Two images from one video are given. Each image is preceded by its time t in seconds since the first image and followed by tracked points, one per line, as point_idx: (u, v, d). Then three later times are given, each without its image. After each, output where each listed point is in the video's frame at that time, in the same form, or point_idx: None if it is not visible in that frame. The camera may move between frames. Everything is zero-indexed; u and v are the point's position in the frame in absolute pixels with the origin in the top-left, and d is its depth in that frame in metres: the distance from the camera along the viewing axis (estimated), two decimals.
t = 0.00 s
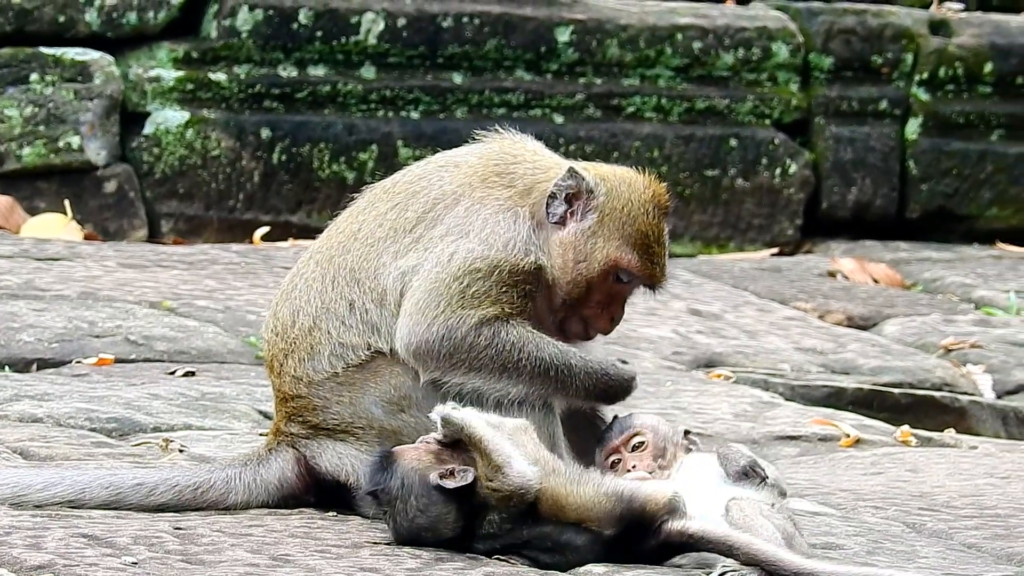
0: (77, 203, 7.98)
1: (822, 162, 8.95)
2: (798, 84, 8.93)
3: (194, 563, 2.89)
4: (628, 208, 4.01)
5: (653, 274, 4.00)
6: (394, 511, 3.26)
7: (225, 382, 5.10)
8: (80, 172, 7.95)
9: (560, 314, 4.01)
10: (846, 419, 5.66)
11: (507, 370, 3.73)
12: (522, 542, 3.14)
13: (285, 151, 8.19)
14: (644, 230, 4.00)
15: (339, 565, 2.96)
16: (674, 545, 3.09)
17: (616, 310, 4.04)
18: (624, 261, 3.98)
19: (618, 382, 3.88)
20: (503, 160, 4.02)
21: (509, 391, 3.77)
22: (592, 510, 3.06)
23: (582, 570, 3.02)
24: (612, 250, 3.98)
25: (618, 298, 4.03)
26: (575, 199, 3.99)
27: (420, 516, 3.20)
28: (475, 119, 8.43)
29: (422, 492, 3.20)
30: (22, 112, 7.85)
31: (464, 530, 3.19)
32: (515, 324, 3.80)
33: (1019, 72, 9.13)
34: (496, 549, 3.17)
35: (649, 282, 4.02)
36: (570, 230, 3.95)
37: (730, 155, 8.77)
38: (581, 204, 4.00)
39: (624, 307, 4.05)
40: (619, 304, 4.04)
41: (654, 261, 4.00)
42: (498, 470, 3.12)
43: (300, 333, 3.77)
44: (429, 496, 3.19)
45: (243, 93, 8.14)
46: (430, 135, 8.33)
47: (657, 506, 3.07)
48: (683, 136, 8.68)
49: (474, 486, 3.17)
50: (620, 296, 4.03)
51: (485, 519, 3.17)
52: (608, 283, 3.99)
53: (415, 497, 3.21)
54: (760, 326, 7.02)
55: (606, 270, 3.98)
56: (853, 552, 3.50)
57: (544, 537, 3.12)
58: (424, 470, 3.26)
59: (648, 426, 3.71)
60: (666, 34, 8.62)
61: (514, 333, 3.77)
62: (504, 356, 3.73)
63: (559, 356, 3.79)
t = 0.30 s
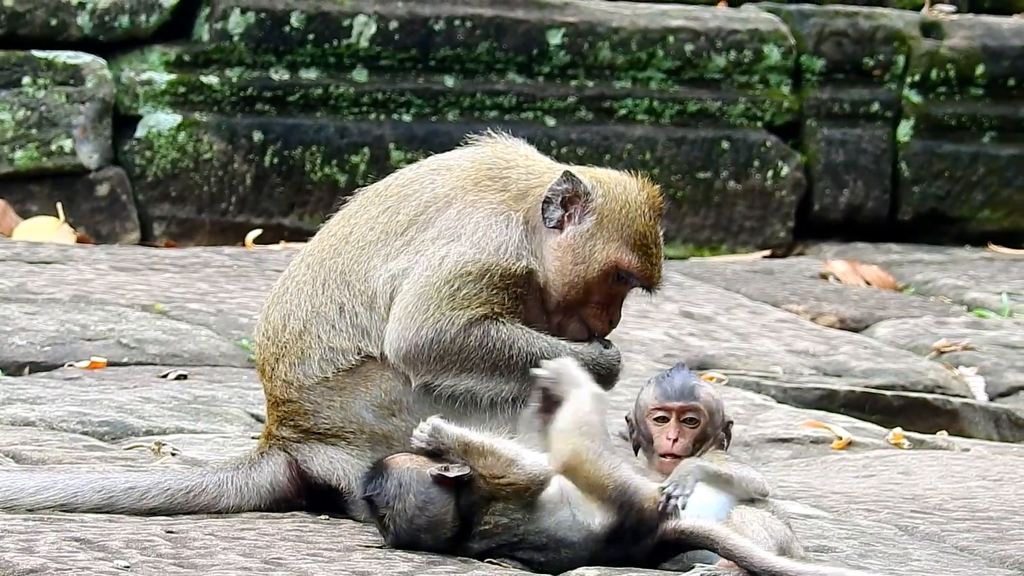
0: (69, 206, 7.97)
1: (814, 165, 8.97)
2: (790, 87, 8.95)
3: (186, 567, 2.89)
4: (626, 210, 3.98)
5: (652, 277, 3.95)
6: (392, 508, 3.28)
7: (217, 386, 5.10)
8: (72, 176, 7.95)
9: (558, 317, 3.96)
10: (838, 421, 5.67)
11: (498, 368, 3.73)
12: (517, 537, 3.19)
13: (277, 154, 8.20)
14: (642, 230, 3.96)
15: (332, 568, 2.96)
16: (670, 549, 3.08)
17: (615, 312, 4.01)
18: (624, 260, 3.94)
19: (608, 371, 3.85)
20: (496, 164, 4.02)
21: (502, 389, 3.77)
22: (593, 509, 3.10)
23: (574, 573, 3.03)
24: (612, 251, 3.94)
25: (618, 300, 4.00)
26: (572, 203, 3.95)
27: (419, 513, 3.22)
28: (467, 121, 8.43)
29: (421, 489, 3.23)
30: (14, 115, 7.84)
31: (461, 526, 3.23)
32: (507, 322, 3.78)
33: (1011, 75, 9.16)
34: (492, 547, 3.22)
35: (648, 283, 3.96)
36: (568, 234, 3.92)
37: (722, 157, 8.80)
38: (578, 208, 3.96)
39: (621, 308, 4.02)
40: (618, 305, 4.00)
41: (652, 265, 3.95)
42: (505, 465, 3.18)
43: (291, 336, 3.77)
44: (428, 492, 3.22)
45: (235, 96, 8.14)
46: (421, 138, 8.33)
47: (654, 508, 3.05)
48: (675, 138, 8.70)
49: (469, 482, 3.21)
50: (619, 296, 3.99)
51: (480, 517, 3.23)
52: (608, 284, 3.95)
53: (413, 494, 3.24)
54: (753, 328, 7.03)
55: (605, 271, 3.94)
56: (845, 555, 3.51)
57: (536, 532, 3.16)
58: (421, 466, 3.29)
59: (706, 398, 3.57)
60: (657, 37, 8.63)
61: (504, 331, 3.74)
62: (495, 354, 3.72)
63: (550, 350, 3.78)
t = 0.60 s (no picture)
0: (63, 210, 7.97)
1: (807, 167, 8.99)
2: (783, 89, 8.97)
3: (179, 569, 2.90)
4: (623, 207, 3.94)
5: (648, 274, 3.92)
6: (386, 514, 3.27)
7: (211, 389, 5.11)
8: (65, 179, 7.95)
9: (558, 315, 3.97)
10: (832, 423, 5.68)
11: (494, 366, 3.74)
12: (515, 536, 3.15)
13: (270, 157, 8.20)
14: (640, 226, 3.93)
15: (324, 571, 2.97)
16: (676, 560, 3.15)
17: (616, 307, 3.99)
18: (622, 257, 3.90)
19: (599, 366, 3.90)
20: (488, 164, 4.03)
21: (498, 387, 3.79)
22: (606, 512, 3.12)
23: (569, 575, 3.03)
24: (611, 248, 3.90)
25: (618, 295, 3.98)
26: (568, 200, 3.94)
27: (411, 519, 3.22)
28: (460, 124, 8.44)
29: (410, 496, 3.21)
30: (7, 119, 7.84)
31: (453, 528, 3.21)
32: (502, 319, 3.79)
33: (1005, 76, 9.16)
34: (488, 547, 3.20)
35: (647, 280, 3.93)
36: (565, 231, 3.91)
37: (716, 160, 8.81)
38: (574, 205, 3.95)
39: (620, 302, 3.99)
40: (618, 300, 3.98)
41: (649, 263, 3.92)
42: (509, 455, 3.20)
43: (285, 338, 3.78)
44: (418, 500, 3.19)
45: (229, 100, 8.15)
46: (414, 141, 8.34)
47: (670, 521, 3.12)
48: (669, 141, 8.72)
49: (461, 484, 3.18)
50: (619, 291, 3.96)
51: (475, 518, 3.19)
52: (608, 281, 3.92)
53: (403, 500, 3.22)
54: (747, 331, 7.04)
55: (604, 268, 3.91)
56: (839, 557, 3.53)
57: (536, 532, 3.13)
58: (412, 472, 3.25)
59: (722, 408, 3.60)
60: (650, 39, 8.64)
61: (499, 328, 3.75)
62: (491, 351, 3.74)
63: (546, 346, 3.79)
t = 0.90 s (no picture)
0: (63, 213, 7.98)
1: (807, 168, 8.99)
2: (783, 90, 8.97)
3: (178, 570, 2.90)
4: (611, 204, 4.02)
5: (639, 269, 3.99)
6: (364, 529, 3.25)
7: (210, 391, 5.11)
8: (65, 183, 7.96)
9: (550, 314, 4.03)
10: (831, 424, 5.68)
11: (490, 365, 3.75)
12: (516, 529, 3.17)
13: (270, 160, 8.21)
14: (627, 224, 4.00)
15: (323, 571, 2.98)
16: (673, 555, 3.19)
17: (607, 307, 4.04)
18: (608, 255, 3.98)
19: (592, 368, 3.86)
20: (483, 164, 4.04)
21: (495, 388, 3.78)
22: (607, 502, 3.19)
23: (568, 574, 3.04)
24: (596, 247, 3.99)
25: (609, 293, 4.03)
26: (556, 198, 3.99)
27: (393, 530, 3.21)
28: (460, 126, 8.44)
29: (387, 508, 3.20)
30: (7, 123, 7.85)
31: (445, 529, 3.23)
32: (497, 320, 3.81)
33: (1005, 77, 9.17)
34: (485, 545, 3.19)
35: (636, 278, 4.01)
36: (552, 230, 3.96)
37: (716, 161, 8.81)
38: (562, 204, 4.00)
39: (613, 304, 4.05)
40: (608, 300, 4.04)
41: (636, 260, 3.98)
42: (474, 444, 3.22)
43: (283, 340, 3.78)
44: (396, 510, 3.19)
45: (228, 103, 8.16)
46: (414, 143, 8.34)
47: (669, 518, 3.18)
48: (668, 142, 8.72)
49: (439, 489, 3.21)
50: (609, 293, 4.03)
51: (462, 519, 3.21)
52: (596, 279, 4.00)
53: (380, 514, 3.21)
54: (746, 331, 7.05)
55: (591, 266, 3.99)
56: (837, 556, 3.53)
57: (538, 521, 3.15)
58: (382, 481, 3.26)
59: (723, 411, 3.64)
60: (650, 41, 8.65)
61: (494, 328, 3.77)
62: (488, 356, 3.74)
63: (541, 344, 3.81)
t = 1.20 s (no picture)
0: (62, 211, 7.98)
1: (806, 164, 8.99)
2: (782, 86, 8.97)
3: (177, 567, 2.91)
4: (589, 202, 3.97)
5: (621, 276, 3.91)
6: (356, 528, 3.20)
7: (209, 388, 5.12)
8: (65, 180, 7.96)
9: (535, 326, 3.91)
10: (830, 420, 5.69)
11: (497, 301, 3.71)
12: (515, 533, 3.12)
13: (269, 157, 8.21)
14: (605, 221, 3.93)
15: (322, 568, 2.98)
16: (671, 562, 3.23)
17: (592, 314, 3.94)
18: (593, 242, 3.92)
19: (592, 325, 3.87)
20: (477, 159, 4.04)
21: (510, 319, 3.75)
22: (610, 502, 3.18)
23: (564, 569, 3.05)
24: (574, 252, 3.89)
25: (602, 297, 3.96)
26: (540, 201, 3.92)
27: (385, 532, 3.16)
28: (459, 123, 8.45)
29: (383, 509, 3.14)
30: (6, 120, 7.86)
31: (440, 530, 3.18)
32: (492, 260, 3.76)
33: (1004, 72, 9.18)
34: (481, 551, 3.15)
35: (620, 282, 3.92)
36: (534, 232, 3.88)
37: (715, 157, 8.82)
38: (545, 206, 3.93)
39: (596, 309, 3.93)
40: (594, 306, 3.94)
41: (623, 260, 3.88)
42: (497, 464, 3.11)
43: (281, 336, 3.79)
44: (391, 513, 3.13)
45: (227, 100, 8.16)
46: (413, 140, 8.34)
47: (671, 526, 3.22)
48: (668, 139, 8.72)
49: (439, 493, 3.15)
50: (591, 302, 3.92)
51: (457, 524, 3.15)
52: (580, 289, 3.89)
53: (375, 516, 3.15)
54: (746, 328, 7.05)
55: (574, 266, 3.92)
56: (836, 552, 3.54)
57: (539, 525, 3.12)
58: (380, 482, 3.18)
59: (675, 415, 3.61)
60: (649, 37, 8.66)
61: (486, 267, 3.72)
62: (489, 311, 3.72)
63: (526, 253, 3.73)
